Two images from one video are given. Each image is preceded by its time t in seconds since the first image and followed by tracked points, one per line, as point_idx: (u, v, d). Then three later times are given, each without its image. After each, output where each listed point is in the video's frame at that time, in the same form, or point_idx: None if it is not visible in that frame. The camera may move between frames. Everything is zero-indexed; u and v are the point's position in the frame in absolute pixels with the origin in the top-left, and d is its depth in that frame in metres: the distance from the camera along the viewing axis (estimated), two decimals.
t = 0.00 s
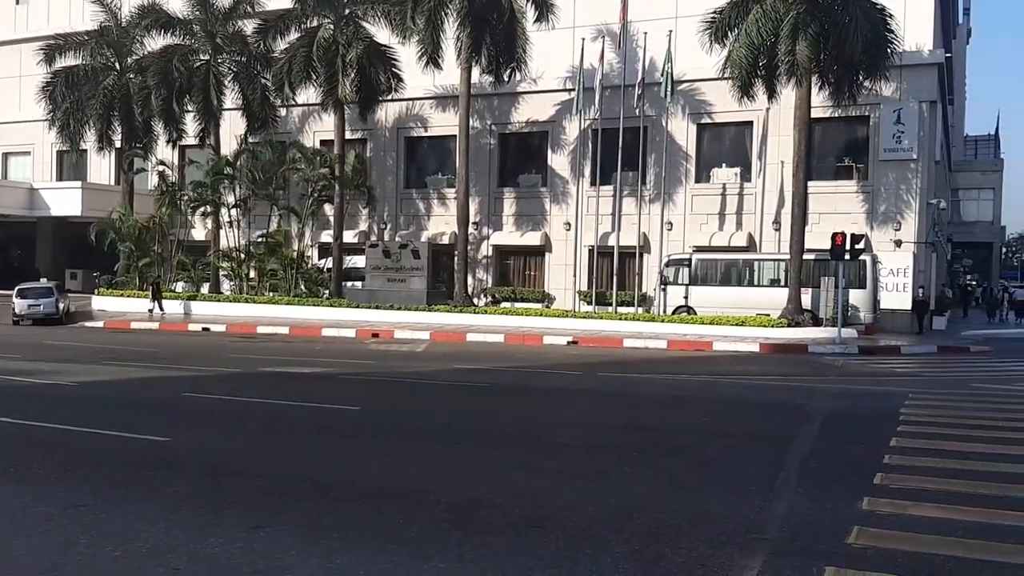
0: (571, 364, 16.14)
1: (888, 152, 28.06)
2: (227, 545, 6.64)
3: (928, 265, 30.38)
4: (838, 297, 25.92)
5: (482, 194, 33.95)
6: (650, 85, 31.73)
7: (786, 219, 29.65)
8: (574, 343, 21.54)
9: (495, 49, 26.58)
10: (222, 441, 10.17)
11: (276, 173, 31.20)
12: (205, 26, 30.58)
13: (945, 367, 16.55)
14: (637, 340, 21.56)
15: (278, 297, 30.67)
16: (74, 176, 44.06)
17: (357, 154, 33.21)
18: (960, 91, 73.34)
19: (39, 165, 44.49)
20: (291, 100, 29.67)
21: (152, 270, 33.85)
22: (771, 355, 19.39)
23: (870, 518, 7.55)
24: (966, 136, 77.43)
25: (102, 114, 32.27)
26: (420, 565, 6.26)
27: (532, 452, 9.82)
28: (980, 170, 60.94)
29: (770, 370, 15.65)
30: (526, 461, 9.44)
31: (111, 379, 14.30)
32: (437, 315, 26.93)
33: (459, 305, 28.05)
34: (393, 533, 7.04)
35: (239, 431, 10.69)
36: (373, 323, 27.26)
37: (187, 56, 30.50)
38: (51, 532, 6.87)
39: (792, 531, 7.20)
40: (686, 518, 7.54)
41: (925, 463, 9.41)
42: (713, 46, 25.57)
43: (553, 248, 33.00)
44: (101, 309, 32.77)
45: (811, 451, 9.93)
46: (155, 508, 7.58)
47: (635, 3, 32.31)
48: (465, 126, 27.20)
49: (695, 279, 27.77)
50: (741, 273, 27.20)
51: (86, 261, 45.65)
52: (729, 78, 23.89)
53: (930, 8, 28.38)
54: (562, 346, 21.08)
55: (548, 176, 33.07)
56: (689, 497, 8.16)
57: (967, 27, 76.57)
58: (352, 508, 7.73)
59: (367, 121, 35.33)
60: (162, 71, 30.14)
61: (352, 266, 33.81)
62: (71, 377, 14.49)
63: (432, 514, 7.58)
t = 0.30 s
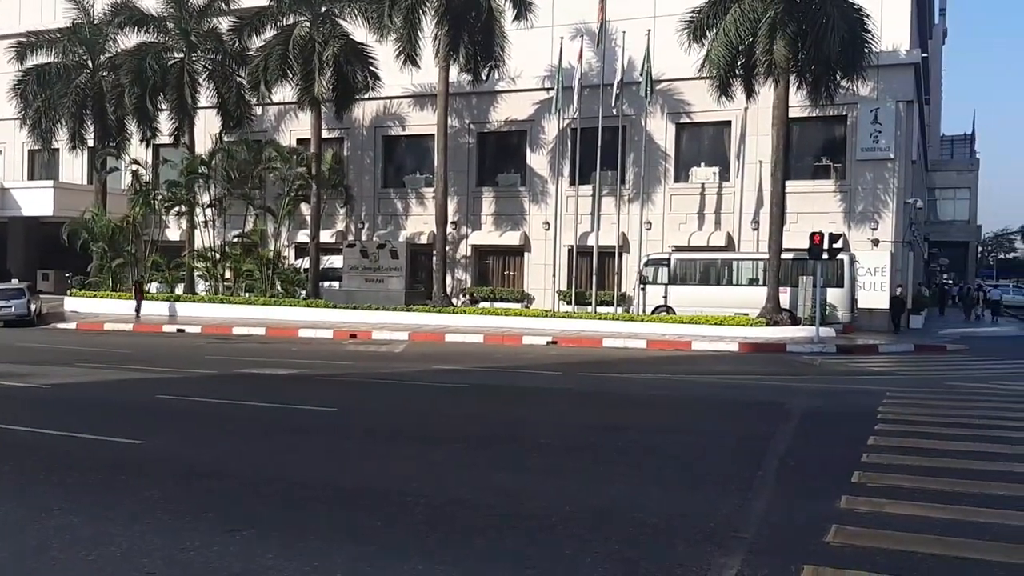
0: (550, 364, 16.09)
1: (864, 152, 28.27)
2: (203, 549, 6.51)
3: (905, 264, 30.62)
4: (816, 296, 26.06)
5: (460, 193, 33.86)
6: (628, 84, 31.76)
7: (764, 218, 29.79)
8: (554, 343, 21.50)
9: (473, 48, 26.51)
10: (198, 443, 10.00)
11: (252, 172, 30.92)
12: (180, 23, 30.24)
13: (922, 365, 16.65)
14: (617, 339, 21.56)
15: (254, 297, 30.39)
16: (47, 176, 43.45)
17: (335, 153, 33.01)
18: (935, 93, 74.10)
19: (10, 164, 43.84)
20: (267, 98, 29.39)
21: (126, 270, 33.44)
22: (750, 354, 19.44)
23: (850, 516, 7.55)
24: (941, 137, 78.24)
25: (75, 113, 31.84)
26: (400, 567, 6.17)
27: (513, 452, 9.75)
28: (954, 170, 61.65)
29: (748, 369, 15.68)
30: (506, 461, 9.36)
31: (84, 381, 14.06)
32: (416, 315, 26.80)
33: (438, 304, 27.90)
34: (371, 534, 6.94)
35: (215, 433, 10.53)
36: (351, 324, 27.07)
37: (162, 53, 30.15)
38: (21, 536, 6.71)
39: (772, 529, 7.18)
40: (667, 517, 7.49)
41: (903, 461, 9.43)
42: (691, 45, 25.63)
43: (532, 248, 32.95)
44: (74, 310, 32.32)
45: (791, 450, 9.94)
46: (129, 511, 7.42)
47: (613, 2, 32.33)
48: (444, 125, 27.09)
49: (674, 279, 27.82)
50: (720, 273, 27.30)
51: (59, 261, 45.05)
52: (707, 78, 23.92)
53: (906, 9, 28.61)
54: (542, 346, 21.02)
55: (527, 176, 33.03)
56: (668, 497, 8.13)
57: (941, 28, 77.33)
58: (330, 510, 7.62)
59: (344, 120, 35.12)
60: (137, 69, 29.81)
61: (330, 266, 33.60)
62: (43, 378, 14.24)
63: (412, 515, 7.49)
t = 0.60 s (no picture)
0: (530, 364, 16.15)
1: (840, 154, 28.55)
2: (182, 550, 6.51)
3: (880, 264, 30.92)
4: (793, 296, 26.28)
5: (440, 194, 33.87)
6: (608, 85, 31.88)
7: (742, 219, 30.02)
8: (533, 343, 21.57)
9: (453, 49, 26.53)
10: (176, 444, 9.97)
11: (230, 172, 30.77)
12: (159, 23, 29.98)
13: (896, 365, 16.87)
14: (596, 339, 21.65)
15: (233, 297, 30.24)
16: (22, 175, 43.02)
17: (314, 153, 32.91)
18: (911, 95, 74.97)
19: None
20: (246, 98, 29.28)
21: (103, 271, 33.17)
22: (727, 353, 19.60)
23: (824, 514, 7.66)
24: (916, 138, 79.09)
25: (51, 112, 31.56)
26: (379, 566, 6.20)
27: (492, 451, 9.78)
28: (929, 172, 62.39)
29: (725, 368, 15.81)
30: (485, 461, 9.40)
31: (61, 382, 13.96)
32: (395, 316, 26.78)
33: (418, 305, 27.88)
34: (351, 534, 6.96)
35: (193, 434, 10.50)
36: (330, 324, 27.00)
37: (140, 53, 29.95)
38: None
39: (748, 527, 7.28)
40: (645, 516, 7.57)
41: (877, 459, 9.57)
42: (669, 47, 25.78)
43: (512, 248, 33.00)
44: (50, 310, 32.03)
45: (767, 448, 10.05)
46: (107, 513, 7.40)
47: (592, 4, 32.46)
48: (423, 127, 27.08)
49: (653, 279, 27.97)
50: (698, 273, 27.48)
51: (35, 261, 44.62)
52: (685, 79, 24.09)
53: (881, 12, 28.93)
54: (522, 346, 21.07)
55: (506, 176, 33.08)
56: (646, 495, 8.20)
57: (917, 30, 78.15)
58: (309, 510, 7.62)
59: (323, 121, 35.02)
60: (114, 68, 29.61)
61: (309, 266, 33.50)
62: (19, 380, 14.12)
63: (392, 515, 7.52)
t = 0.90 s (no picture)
0: (511, 363, 16.14)
1: (820, 154, 28.73)
2: (160, 550, 6.45)
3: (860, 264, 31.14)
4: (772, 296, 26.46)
5: (422, 193, 33.81)
6: (589, 85, 31.94)
7: (723, 219, 30.17)
8: (515, 342, 21.58)
9: (435, 47, 26.49)
10: (154, 444, 9.89)
11: (211, 171, 30.61)
12: (137, 20, 29.39)
13: (874, 363, 17.00)
14: (577, 339, 21.69)
15: (213, 297, 30.07)
16: None
17: (295, 152, 32.75)
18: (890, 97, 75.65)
19: None
20: (226, 96, 29.12)
21: (82, 270, 32.91)
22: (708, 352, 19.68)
23: (803, 511, 7.70)
24: (895, 139, 79.72)
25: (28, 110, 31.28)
26: (359, 566, 6.18)
27: (472, 451, 9.77)
28: (908, 172, 62.99)
29: (706, 368, 15.87)
30: (466, 460, 9.38)
31: (38, 382, 13.80)
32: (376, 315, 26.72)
33: (399, 304, 27.80)
34: (330, 534, 6.92)
35: (172, 434, 10.41)
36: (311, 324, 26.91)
37: (118, 50, 29.70)
38: None
39: (727, 525, 7.31)
40: (625, 514, 7.58)
41: (856, 457, 9.64)
42: (651, 47, 25.86)
43: (494, 248, 32.99)
44: (27, 310, 31.71)
45: (746, 447, 10.09)
46: (85, 514, 7.32)
47: (574, 4, 32.51)
48: (405, 125, 27.00)
49: (634, 279, 28.05)
50: (679, 273, 27.58)
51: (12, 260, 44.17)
52: (666, 79, 24.18)
53: (860, 14, 29.16)
54: (504, 346, 21.08)
55: (488, 176, 33.06)
56: (627, 494, 8.22)
57: (896, 31, 78.79)
58: (289, 510, 7.57)
59: (304, 119, 34.86)
60: (92, 66, 29.35)
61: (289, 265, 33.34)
62: None
63: (372, 514, 7.49)
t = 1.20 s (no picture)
0: (494, 364, 16.14)
1: (802, 154, 28.91)
2: (139, 552, 6.40)
3: (841, 263, 31.34)
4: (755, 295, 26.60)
5: (405, 192, 33.75)
6: (573, 86, 32.00)
7: (705, 219, 30.31)
8: (498, 343, 21.57)
9: (418, 47, 26.46)
10: (135, 445, 9.81)
11: (192, 170, 30.44)
12: (119, 19, 29.46)
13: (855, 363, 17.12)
14: (561, 338, 21.70)
15: (195, 297, 29.91)
16: None
17: (278, 151, 32.62)
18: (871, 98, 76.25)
19: None
20: (208, 95, 28.99)
21: (62, 270, 32.63)
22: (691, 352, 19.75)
23: (785, 510, 7.74)
24: (876, 140, 80.26)
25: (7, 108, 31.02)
26: (340, 567, 6.14)
27: (455, 451, 9.75)
28: (889, 173, 63.45)
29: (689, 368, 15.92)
30: (448, 461, 9.36)
31: (16, 384, 13.66)
32: (359, 316, 26.66)
33: (383, 304, 27.73)
34: (312, 535, 6.89)
35: (153, 435, 10.33)
36: (294, 324, 26.80)
37: (99, 49, 29.46)
38: None
39: (709, 524, 7.32)
40: (607, 513, 7.59)
41: (837, 456, 9.69)
42: (634, 48, 25.94)
43: (477, 248, 32.98)
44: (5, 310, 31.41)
45: (729, 446, 10.14)
46: (64, 515, 7.25)
47: (557, 4, 32.56)
48: (389, 125, 26.95)
49: (618, 279, 28.12)
50: (662, 272, 27.66)
51: None
52: (650, 80, 24.27)
53: (841, 15, 29.37)
54: (487, 346, 21.06)
55: (472, 176, 33.04)
56: (609, 493, 8.23)
57: (877, 32, 79.36)
58: (271, 511, 7.53)
59: (286, 119, 34.71)
60: (73, 65, 29.14)
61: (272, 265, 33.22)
62: None
63: (355, 516, 7.43)
